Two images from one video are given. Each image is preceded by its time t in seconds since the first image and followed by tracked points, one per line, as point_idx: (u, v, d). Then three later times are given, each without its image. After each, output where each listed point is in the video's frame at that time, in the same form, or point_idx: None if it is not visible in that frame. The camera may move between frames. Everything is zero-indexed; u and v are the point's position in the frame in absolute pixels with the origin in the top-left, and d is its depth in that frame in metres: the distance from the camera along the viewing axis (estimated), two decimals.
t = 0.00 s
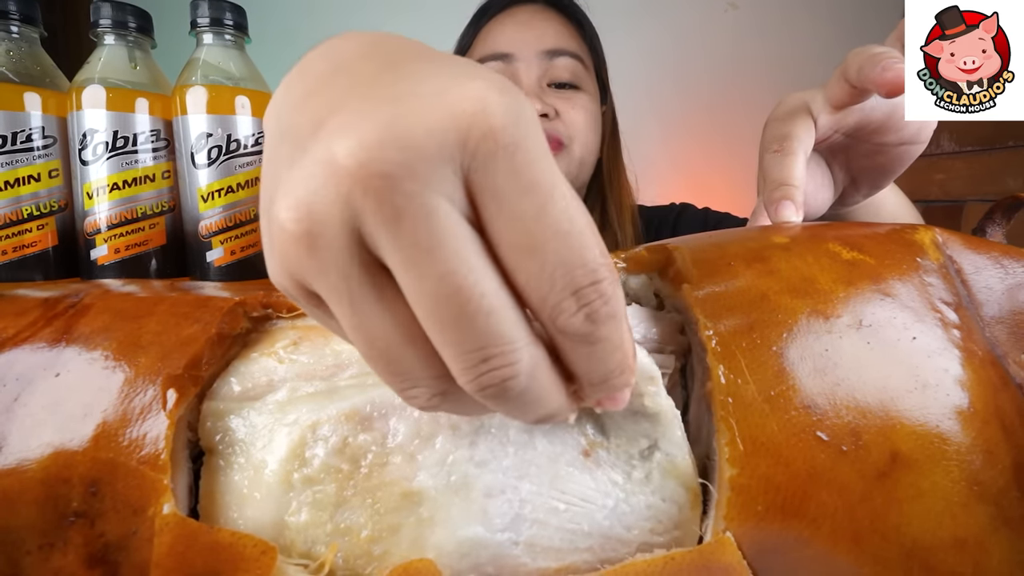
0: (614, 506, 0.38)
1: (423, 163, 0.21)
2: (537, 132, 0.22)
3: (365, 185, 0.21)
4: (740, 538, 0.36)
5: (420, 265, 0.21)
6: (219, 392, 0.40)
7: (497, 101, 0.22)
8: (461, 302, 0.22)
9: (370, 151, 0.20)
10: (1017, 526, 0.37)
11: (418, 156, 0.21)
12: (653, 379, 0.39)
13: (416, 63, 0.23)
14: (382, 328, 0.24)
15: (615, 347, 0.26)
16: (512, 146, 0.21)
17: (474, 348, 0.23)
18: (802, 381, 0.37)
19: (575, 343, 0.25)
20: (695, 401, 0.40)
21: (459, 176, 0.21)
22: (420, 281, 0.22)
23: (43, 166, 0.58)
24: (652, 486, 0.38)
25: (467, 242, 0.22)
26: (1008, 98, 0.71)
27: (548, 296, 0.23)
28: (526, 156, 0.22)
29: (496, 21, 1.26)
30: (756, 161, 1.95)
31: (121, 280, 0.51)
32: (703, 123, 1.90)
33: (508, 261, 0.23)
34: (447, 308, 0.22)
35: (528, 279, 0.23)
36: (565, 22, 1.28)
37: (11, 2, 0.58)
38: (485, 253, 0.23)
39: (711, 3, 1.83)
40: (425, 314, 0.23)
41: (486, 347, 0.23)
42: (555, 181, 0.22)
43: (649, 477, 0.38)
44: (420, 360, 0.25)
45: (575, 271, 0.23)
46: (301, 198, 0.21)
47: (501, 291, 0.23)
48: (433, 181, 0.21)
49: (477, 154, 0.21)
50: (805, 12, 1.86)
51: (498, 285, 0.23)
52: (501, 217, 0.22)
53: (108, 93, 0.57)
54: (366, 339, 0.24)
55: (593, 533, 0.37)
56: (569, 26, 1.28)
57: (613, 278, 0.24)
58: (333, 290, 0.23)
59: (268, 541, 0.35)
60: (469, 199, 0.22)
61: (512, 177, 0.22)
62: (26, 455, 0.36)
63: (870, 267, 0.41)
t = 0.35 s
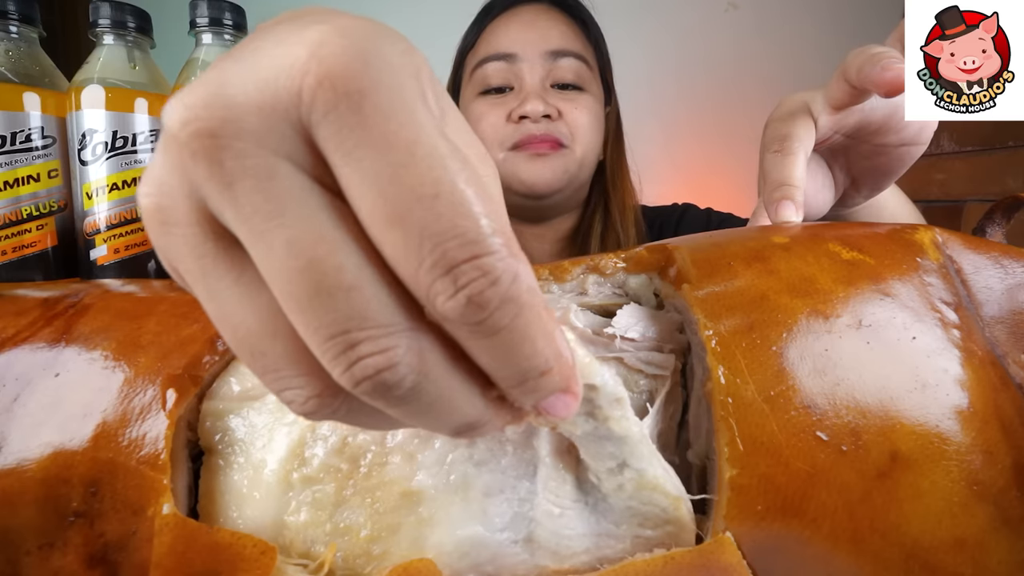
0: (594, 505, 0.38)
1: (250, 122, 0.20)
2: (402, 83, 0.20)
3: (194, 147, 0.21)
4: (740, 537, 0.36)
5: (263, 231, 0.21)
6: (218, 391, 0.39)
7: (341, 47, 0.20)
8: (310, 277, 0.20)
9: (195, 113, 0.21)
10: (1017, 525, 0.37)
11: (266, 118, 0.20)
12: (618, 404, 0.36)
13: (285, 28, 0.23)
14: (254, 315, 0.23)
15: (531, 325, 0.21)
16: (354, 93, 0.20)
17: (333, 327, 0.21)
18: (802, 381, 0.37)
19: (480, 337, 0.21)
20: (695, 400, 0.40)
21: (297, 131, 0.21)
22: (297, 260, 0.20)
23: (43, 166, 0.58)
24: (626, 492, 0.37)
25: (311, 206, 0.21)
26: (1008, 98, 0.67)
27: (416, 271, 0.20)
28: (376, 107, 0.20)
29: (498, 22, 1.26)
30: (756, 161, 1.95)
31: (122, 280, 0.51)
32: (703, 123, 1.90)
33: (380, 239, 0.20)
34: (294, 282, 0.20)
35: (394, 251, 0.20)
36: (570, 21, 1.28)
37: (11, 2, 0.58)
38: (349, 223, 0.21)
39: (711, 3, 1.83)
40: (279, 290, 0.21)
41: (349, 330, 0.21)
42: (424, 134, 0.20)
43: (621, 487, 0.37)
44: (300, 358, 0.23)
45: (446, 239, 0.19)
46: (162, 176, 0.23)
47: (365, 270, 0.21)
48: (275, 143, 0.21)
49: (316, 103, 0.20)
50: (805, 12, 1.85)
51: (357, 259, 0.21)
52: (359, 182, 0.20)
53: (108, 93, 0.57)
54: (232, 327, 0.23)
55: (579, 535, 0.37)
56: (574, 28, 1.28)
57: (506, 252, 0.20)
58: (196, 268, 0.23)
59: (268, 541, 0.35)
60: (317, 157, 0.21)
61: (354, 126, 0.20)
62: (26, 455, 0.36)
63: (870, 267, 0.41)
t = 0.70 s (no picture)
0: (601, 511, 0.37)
1: (241, 201, 0.18)
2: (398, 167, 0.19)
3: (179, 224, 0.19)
4: (739, 537, 0.36)
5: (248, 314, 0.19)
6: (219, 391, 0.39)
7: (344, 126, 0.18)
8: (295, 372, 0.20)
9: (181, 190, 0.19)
10: (1017, 525, 0.37)
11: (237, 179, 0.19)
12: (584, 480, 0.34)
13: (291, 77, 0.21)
14: (232, 378, 0.22)
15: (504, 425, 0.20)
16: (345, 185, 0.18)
17: (312, 419, 0.20)
18: (802, 381, 0.37)
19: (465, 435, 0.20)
20: (695, 400, 0.40)
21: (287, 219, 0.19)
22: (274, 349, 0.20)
23: (43, 166, 0.58)
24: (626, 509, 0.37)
25: (287, 296, 0.19)
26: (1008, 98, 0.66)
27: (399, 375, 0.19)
28: (367, 203, 0.18)
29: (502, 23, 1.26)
30: (757, 161, 1.96)
31: (122, 280, 0.51)
32: (704, 122, 1.90)
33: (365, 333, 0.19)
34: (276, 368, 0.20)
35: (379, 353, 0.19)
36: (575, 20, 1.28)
37: (11, 2, 0.58)
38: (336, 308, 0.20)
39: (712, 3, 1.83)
40: (268, 377, 0.20)
41: (328, 421, 0.21)
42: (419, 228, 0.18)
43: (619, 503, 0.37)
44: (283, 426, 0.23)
45: (434, 341, 0.18)
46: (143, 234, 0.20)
47: (344, 362, 0.20)
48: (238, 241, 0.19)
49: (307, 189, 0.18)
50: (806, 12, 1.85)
51: (332, 347, 0.20)
52: (346, 274, 0.18)
53: (108, 93, 0.57)
54: (208, 382, 0.22)
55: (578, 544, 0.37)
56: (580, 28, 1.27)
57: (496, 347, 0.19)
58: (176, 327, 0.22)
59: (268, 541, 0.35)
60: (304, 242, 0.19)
61: (352, 217, 0.18)
62: (25, 455, 0.36)
63: (870, 267, 0.41)
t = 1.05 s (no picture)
0: (610, 512, 0.38)
1: (506, 248, 0.20)
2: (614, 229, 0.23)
3: (440, 277, 0.20)
4: (739, 537, 0.36)
5: (488, 350, 0.22)
6: (219, 392, 0.40)
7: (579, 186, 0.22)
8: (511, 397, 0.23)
9: (453, 242, 0.20)
10: (1017, 525, 0.37)
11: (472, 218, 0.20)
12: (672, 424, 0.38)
13: (489, 129, 0.24)
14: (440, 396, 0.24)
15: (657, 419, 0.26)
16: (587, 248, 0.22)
17: (535, 431, 0.24)
18: (803, 380, 0.37)
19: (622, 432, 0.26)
20: (695, 400, 0.40)
21: (537, 272, 0.22)
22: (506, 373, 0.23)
23: (43, 166, 0.58)
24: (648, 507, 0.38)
25: (542, 332, 0.22)
26: (1009, 98, 0.66)
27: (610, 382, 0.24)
28: (604, 258, 0.22)
29: (503, 24, 1.26)
30: (757, 161, 1.96)
31: (121, 280, 0.51)
32: (704, 122, 1.90)
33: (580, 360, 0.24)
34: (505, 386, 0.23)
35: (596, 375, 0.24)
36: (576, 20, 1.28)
37: (11, 2, 0.58)
38: (553, 340, 0.23)
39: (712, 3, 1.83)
40: (484, 392, 0.23)
41: (546, 429, 0.24)
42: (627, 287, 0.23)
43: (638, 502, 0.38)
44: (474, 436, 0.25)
45: (646, 363, 0.24)
46: (371, 269, 0.21)
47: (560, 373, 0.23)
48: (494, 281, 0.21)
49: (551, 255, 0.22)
50: (805, 11, 1.86)
51: (563, 372, 0.23)
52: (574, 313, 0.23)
53: (108, 93, 0.57)
54: (412, 405, 0.24)
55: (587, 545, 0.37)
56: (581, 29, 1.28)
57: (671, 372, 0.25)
58: (392, 357, 0.23)
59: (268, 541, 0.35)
60: (545, 293, 0.22)
61: (583, 274, 0.22)
62: (26, 455, 0.36)
63: (870, 267, 0.41)
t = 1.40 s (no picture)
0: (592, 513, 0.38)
1: (212, 289, 0.19)
2: (388, 258, 0.18)
3: (166, 309, 0.20)
4: (739, 537, 0.36)
5: (232, 393, 0.20)
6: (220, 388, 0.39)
7: (341, 205, 0.19)
8: (272, 450, 0.20)
9: (176, 280, 0.19)
10: (1017, 525, 0.37)
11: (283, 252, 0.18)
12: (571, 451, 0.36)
13: (295, 143, 0.21)
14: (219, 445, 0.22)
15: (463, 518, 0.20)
16: (324, 282, 0.18)
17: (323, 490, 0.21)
18: (803, 381, 0.37)
19: (431, 524, 0.20)
20: (695, 400, 0.40)
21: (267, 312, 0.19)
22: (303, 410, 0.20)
23: (43, 166, 0.58)
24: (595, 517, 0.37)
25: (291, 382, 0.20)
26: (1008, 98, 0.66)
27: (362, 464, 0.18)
28: (340, 304, 0.18)
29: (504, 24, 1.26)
30: (756, 161, 1.96)
31: (122, 280, 0.51)
32: (704, 123, 1.90)
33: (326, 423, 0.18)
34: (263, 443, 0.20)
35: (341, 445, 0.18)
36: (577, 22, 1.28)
37: (11, 2, 0.58)
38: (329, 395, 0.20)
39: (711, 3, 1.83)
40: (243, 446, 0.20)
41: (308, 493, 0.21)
42: (399, 320, 0.18)
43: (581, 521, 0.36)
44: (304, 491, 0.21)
45: (418, 438, 0.18)
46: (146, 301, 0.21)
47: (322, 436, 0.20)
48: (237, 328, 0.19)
49: (282, 290, 0.18)
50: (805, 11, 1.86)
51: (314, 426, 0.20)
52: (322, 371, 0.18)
53: (108, 93, 0.57)
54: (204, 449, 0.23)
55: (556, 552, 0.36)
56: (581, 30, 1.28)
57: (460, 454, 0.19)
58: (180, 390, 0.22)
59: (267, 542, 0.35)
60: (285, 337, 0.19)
61: (324, 321, 0.18)
62: (26, 455, 0.36)
63: (870, 266, 0.41)
